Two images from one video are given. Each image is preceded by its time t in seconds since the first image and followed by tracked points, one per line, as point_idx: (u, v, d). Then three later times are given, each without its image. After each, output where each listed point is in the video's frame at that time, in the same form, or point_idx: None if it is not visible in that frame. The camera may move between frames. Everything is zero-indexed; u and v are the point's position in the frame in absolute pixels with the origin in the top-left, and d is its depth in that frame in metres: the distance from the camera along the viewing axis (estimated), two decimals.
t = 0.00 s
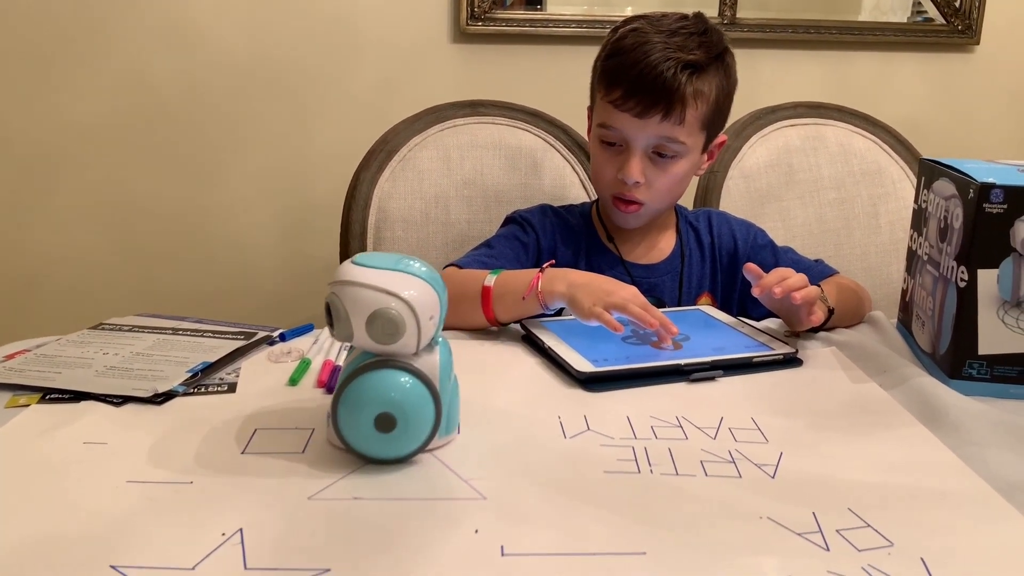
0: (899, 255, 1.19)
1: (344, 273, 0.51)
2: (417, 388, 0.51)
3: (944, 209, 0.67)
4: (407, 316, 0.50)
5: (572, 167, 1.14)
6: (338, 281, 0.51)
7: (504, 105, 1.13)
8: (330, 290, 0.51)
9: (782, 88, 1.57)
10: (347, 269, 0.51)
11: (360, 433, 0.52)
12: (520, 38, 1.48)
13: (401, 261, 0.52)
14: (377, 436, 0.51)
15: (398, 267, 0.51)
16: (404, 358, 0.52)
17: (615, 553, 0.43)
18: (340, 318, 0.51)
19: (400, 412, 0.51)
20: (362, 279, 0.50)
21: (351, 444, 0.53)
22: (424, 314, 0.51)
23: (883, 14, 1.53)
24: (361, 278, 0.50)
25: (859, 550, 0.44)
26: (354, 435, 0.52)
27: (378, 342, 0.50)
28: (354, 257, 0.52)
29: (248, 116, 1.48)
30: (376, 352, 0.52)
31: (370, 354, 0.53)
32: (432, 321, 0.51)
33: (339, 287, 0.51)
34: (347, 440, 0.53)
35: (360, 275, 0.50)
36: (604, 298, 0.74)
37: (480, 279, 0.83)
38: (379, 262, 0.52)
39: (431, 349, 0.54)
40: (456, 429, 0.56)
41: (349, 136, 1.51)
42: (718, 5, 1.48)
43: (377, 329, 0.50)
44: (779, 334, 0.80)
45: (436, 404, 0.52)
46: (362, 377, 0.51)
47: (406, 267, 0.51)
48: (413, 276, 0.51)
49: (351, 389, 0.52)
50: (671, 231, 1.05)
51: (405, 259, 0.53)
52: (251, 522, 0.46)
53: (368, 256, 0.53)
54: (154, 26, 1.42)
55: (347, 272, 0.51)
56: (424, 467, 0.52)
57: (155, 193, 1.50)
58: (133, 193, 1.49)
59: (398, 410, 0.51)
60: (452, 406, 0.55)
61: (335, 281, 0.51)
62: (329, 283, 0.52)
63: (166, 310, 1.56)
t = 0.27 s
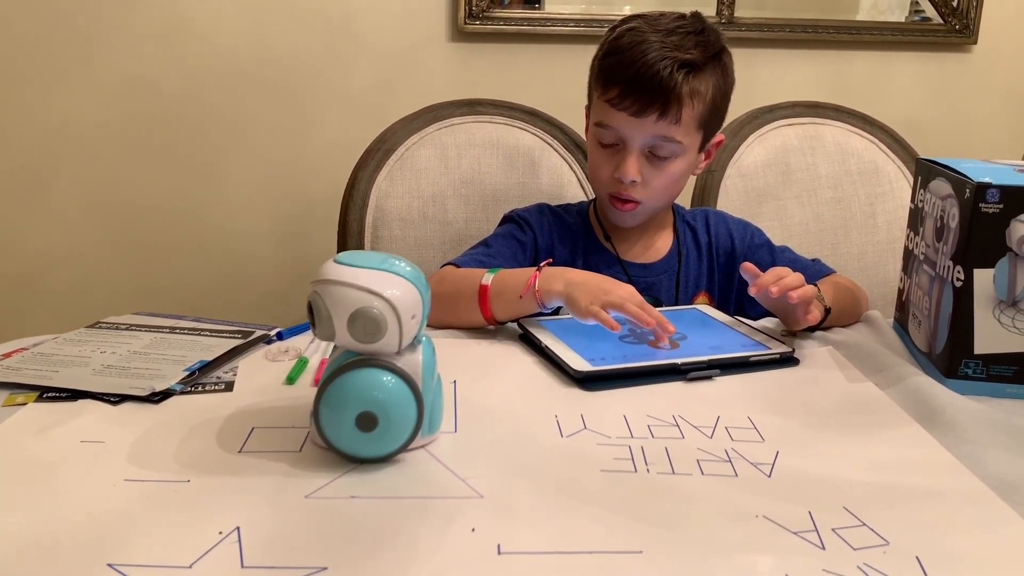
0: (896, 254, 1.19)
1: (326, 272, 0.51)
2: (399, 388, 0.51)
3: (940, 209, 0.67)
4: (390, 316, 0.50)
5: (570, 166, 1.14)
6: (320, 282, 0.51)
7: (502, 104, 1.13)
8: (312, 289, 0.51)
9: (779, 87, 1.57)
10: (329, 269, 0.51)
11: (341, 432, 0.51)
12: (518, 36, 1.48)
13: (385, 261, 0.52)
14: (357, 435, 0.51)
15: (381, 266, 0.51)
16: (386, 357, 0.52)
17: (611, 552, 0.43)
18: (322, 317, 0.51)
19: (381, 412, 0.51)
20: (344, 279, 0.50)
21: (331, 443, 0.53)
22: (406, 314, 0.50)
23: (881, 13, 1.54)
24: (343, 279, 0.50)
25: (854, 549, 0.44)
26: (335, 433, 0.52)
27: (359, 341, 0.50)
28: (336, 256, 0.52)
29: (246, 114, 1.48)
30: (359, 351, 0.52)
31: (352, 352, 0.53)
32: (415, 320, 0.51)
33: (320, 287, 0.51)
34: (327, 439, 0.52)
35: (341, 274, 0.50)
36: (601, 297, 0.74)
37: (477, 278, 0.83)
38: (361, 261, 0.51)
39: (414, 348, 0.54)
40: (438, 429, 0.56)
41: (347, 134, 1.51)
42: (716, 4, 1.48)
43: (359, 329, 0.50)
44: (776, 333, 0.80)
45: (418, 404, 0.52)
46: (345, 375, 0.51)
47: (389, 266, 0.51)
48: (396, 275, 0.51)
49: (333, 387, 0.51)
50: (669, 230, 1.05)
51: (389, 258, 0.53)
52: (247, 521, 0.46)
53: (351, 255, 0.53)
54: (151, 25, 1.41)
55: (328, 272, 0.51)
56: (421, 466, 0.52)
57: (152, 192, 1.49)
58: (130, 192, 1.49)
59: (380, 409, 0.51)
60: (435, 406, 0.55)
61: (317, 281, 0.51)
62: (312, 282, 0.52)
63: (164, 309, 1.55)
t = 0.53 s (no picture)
0: (901, 253, 1.19)
1: (318, 273, 0.51)
2: (391, 388, 0.52)
3: (946, 208, 0.67)
4: (382, 316, 0.50)
5: (573, 166, 1.14)
6: (313, 282, 0.51)
7: (505, 104, 1.13)
8: (305, 290, 0.51)
9: (782, 87, 1.57)
10: (322, 270, 0.51)
11: (333, 433, 0.52)
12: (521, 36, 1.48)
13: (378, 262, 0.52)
14: (349, 435, 0.51)
15: (374, 267, 0.51)
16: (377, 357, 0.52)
17: (618, 552, 0.43)
18: (314, 317, 0.51)
19: (374, 412, 0.51)
20: (337, 279, 0.50)
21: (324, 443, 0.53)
22: (398, 314, 0.51)
23: (884, 13, 1.53)
24: (336, 279, 0.50)
25: (862, 549, 0.44)
26: (327, 434, 0.52)
27: (351, 342, 0.51)
28: (329, 258, 0.52)
29: (249, 115, 1.48)
30: (350, 352, 0.52)
31: (345, 353, 0.53)
32: (407, 321, 0.52)
33: (313, 288, 0.51)
34: (319, 439, 0.53)
35: (334, 275, 0.50)
36: (606, 297, 0.74)
37: (482, 278, 0.84)
38: (354, 262, 0.52)
39: (406, 349, 0.54)
40: (432, 429, 0.56)
41: (349, 135, 1.51)
42: (719, 3, 1.48)
43: (351, 330, 0.50)
44: (781, 333, 0.80)
45: (411, 405, 0.52)
46: (337, 376, 0.51)
47: (382, 267, 0.51)
48: (389, 276, 0.51)
49: (325, 388, 0.52)
50: (672, 230, 1.06)
51: (383, 259, 0.53)
52: (255, 522, 0.46)
53: (344, 255, 0.53)
54: (154, 26, 1.42)
55: (322, 272, 0.51)
56: (427, 466, 0.52)
57: (156, 192, 1.50)
58: (134, 193, 1.49)
59: (372, 410, 0.51)
60: (428, 407, 0.55)
61: (310, 281, 0.51)
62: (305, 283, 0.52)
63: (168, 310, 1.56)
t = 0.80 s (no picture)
0: (907, 254, 1.19)
1: (311, 274, 0.51)
2: (384, 390, 0.52)
3: (952, 210, 0.67)
4: (375, 319, 0.50)
5: (579, 167, 1.14)
6: (306, 284, 0.51)
7: (511, 106, 1.14)
8: (298, 292, 0.52)
9: (788, 87, 1.57)
10: (315, 271, 0.51)
11: (325, 434, 0.52)
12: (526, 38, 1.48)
13: (373, 264, 0.53)
14: (342, 436, 0.52)
15: (368, 270, 0.51)
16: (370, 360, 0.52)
17: (625, 553, 0.43)
18: (307, 319, 0.51)
19: (367, 414, 0.51)
20: (330, 281, 0.50)
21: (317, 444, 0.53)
22: (391, 317, 0.51)
23: (889, 13, 1.53)
24: (329, 282, 0.50)
25: (869, 550, 0.44)
26: (320, 435, 0.52)
27: (344, 343, 0.51)
28: (322, 259, 0.52)
29: (254, 117, 1.48)
30: (344, 354, 0.53)
31: (338, 355, 0.53)
32: (400, 323, 0.52)
33: (307, 289, 0.51)
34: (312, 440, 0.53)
35: (327, 277, 0.51)
36: (613, 298, 0.74)
37: (488, 279, 0.84)
38: (348, 264, 0.52)
39: (399, 351, 0.54)
40: (425, 431, 0.56)
41: (355, 136, 1.51)
42: (724, 4, 1.48)
43: (344, 332, 0.50)
44: (787, 334, 0.80)
45: (404, 407, 0.53)
46: (330, 377, 0.52)
47: (375, 269, 0.52)
48: (383, 278, 0.51)
49: (318, 390, 0.52)
50: (678, 230, 1.06)
51: (377, 261, 0.54)
52: (264, 522, 0.46)
53: (338, 257, 0.53)
54: (160, 29, 1.42)
55: (315, 275, 0.51)
56: (434, 467, 0.53)
57: (162, 194, 1.50)
58: (141, 195, 1.50)
59: (365, 412, 0.51)
60: (421, 409, 0.55)
61: (303, 283, 0.51)
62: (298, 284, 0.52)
63: (174, 311, 1.56)
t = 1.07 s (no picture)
0: (912, 255, 1.19)
1: (302, 277, 0.52)
2: (375, 391, 0.52)
3: (957, 210, 0.67)
4: (365, 321, 0.51)
5: (583, 168, 1.15)
6: (297, 286, 0.51)
7: (515, 107, 1.14)
8: (289, 294, 0.52)
9: (792, 88, 1.57)
10: (307, 273, 0.52)
11: (315, 434, 0.52)
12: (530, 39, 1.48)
13: (364, 266, 0.53)
14: (332, 437, 0.52)
15: (359, 272, 0.52)
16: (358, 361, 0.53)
17: (629, 554, 0.43)
18: (297, 321, 0.51)
19: (356, 415, 0.52)
20: (321, 283, 0.51)
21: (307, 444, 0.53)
22: (381, 318, 0.51)
23: (894, 13, 1.53)
24: (320, 283, 0.51)
25: (873, 551, 0.44)
26: (310, 436, 0.52)
27: (333, 344, 0.51)
28: (312, 261, 0.52)
29: (259, 118, 1.49)
30: (334, 355, 0.53)
31: (329, 356, 0.53)
32: (390, 324, 0.52)
33: (297, 291, 0.51)
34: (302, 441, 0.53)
35: (319, 279, 0.51)
36: (617, 299, 0.74)
37: (493, 280, 0.84)
38: (339, 266, 0.52)
39: (390, 352, 0.54)
40: (416, 431, 0.57)
41: (359, 137, 1.51)
42: (729, 5, 1.48)
43: (333, 333, 0.51)
44: (792, 335, 0.80)
45: (394, 408, 0.53)
46: (321, 378, 0.52)
47: (366, 272, 0.52)
48: (374, 280, 0.52)
49: (308, 391, 0.52)
50: (683, 231, 1.06)
51: (369, 263, 0.54)
52: (270, 523, 0.46)
53: (329, 260, 0.54)
54: (165, 30, 1.43)
55: (306, 276, 0.51)
56: (439, 467, 0.53)
57: (167, 196, 1.51)
58: (146, 196, 1.51)
59: (355, 412, 0.52)
60: (412, 410, 0.55)
61: (293, 285, 0.52)
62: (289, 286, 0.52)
63: (180, 312, 1.57)
